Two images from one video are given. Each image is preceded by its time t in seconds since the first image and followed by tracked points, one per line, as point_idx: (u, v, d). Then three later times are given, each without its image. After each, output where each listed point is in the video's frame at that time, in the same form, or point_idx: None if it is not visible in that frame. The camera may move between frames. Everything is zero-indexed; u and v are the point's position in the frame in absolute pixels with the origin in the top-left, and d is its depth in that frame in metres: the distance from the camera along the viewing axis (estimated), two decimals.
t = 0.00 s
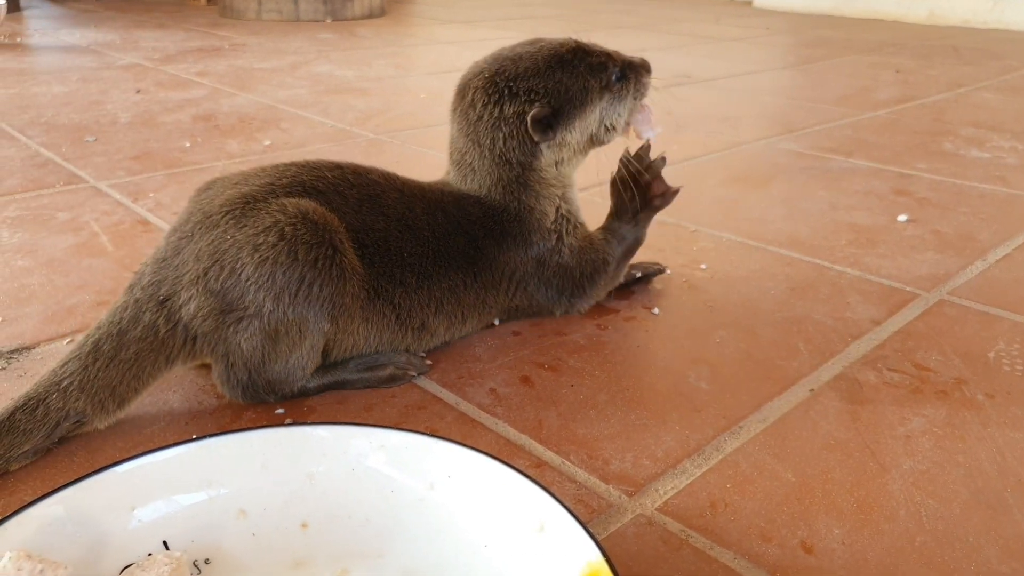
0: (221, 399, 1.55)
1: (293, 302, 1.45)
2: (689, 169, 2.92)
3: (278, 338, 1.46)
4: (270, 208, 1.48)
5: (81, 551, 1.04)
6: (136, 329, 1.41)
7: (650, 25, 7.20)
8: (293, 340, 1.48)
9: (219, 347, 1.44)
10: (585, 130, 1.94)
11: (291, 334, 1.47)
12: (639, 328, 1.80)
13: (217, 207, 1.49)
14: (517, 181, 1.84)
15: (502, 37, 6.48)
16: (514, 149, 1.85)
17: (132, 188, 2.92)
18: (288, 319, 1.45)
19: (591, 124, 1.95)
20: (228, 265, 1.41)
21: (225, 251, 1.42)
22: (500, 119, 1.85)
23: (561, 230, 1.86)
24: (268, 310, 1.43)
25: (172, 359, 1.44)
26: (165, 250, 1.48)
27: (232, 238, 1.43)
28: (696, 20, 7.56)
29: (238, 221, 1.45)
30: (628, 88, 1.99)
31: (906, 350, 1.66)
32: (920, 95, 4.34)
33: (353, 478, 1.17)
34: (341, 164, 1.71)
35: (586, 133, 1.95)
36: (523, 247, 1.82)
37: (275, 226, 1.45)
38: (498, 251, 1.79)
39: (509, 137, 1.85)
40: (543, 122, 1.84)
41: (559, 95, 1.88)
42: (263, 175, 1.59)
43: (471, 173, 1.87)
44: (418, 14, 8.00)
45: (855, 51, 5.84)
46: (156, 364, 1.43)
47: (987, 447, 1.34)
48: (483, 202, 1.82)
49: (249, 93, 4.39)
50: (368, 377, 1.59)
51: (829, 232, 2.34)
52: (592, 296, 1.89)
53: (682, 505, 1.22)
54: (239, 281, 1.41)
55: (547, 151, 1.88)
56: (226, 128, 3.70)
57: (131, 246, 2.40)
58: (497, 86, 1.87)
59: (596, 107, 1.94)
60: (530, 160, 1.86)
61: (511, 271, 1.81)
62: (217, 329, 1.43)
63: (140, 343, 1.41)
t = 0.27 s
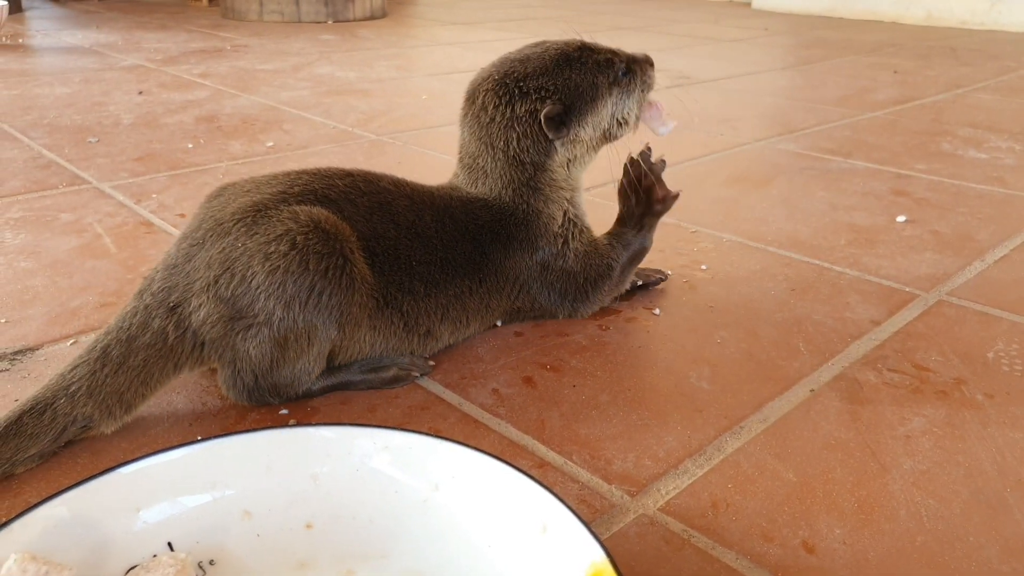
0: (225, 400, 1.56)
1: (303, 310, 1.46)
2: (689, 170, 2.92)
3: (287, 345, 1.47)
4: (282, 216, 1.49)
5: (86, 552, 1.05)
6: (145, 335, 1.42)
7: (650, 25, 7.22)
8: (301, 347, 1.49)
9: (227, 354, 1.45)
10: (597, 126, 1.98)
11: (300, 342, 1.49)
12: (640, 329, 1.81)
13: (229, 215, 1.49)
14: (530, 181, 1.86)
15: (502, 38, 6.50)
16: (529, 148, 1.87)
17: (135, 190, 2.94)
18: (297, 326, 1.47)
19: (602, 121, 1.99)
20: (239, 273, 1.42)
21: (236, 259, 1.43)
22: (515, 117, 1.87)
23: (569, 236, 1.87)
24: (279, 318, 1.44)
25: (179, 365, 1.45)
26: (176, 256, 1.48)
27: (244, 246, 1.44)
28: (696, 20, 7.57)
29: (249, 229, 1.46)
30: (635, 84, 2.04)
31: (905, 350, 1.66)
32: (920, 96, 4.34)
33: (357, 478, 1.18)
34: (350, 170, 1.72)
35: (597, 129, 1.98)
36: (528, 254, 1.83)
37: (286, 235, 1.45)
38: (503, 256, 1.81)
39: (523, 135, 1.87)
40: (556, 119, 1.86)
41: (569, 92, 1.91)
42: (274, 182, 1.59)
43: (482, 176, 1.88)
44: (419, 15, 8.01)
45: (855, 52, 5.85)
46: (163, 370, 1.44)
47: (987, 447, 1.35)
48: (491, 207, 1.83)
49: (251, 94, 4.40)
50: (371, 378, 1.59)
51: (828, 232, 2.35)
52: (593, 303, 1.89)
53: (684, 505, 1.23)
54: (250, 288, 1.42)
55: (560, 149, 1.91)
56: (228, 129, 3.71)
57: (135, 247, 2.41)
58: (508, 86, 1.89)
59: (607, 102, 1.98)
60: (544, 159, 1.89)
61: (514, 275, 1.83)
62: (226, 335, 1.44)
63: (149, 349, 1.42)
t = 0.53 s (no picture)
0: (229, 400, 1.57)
1: (308, 305, 1.47)
2: (690, 170, 2.93)
3: (293, 340, 1.48)
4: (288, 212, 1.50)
5: (92, 552, 1.05)
6: (153, 332, 1.42)
7: (651, 25, 7.23)
8: (306, 343, 1.50)
9: (233, 350, 1.46)
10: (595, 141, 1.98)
11: (305, 337, 1.49)
12: (642, 329, 1.81)
13: (236, 212, 1.50)
14: (527, 166, 1.86)
15: (503, 38, 6.50)
16: (529, 129, 1.88)
17: (137, 190, 2.94)
18: (303, 322, 1.47)
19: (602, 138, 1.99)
20: (246, 268, 1.43)
21: (244, 255, 1.44)
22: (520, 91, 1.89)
23: (564, 229, 1.87)
24: (285, 312, 1.45)
25: (188, 362, 1.45)
26: (183, 254, 1.49)
27: (251, 243, 1.44)
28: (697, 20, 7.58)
29: (256, 226, 1.47)
30: (643, 119, 2.05)
31: (907, 351, 1.67)
32: (920, 96, 4.35)
33: (361, 478, 1.18)
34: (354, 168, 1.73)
35: (595, 142, 1.98)
36: (532, 251, 1.84)
37: (292, 231, 1.46)
38: (505, 252, 1.81)
39: (527, 112, 1.88)
40: (562, 106, 1.89)
41: (579, 94, 1.94)
42: (279, 180, 1.60)
43: (480, 161, 1.88)
44: (420, 15, 8.01)
45: (855, 51, 5.85)
46: (172, 368, 1.44)
47: (989, 448, 1.35)
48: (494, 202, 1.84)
49: (253, 94, 4.41)
50: (374, 378, 1.60)
51: (830, 232, 2.35)
52: (595, 303, 1.89)
53: (687, 504, 1.23)
54: (256, 284, 1.43)
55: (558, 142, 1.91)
56: (230, 129, 3.71)
57: (137, 247, 2.42)
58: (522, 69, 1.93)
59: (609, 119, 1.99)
60: (542, 144, 1.89)
61: (516, 271, 1.83)
62: (232, 331, 1.44)
63: (158, 346, 1.42)
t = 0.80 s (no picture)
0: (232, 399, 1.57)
1: (321, 311, 1.45)
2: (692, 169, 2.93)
3: (303, 345, 1.47)
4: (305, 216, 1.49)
5: (98, 549, 1.06)
6: (165, 333, 1.42)
7: (651, 25, 7.23)
8: (317, 348, 1.48)
9: (244, 352, 1.45)
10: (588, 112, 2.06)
11: (316, 342, 1.48)
12: (645, 327, 1.82)
13: (252, 214, 1.50)
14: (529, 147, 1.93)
15: (504, 37, 6.51)
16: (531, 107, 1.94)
17: (139, 189, 2.95)
18: (315, 327, 1.46)
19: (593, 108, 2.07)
20: (261, 272, 1.42)
21: (259, 258, 1.43)
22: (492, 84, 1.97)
23: (558, 216, 1.91)
24: (297, 317, 1.43)
25: (197, 363, 1.44)
26: (198, 253, 1.49)
27: (267, 247, 1.44)
28: (698, 20, 7.58)
29: (272, 229, 1.46)
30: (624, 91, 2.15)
31: (909, 348, 1.67)
32: (921, 95, 4.35)
33: (366, 475, 1.19)
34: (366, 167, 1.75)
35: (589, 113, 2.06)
36: (535, 248, 1.87)
37: (308, 236, 1.45)
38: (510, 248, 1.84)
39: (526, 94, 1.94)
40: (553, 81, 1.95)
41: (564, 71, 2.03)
42: (296, 181, 1.60)
43: (484, 151, 1.95)
44: (420, 14, 8.02)
45: (855, 50, 5.85)
46: (183, 369, 1.43)
47: (991, 445, 1.35)
48: (500, 194, 1.88)
49: (254, 94, 4.41)
50: (377, 377, 1.60)
51: (831, 231, 2.36)
52: (594, 296, 1.91)
53: (690, 502, 1.23)
54: (271, 288, 1.41)
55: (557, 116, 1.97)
56: (232, 129, 3.72)
57: (139, 247, 2.42)
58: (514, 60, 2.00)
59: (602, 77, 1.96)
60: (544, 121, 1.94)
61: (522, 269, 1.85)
62: (243, 333, 1.43)
63: (169, 346, 1.41)
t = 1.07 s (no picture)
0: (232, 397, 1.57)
1: (338, 310, 1.47)
2: (693, 167, 2.93)
3: (317, 343, 1.47)
4: (326, 215, 1.52)
5: (98, 547, 1.06)
6: (179, 323, 1.41)
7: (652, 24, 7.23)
8: (329, 346, 1.49)
9: (257, 347, 1.45)
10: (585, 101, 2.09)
11: (330, 341, 1.49)
12: (645, 325, 1.82)
13: (273, 211, 1.51)
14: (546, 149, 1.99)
15: (504, 36, 6.50)
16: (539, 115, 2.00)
17: (139, 187, 2.95)
18: (331, 325, 1.47)
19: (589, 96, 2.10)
20: (282, 267, 1.44)
21: (280, 254, 1.45)
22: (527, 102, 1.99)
23: (564, 214, 1.91)
24: (313, 314, 1.45)
25: (210, 356, 1.43)
26: (216, 246, 1.49)
27: (287, 243, 1.46)
28: (697, 19, 7.58)
29: (294, 226, 1.48)
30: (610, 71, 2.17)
31: (910, 346, 1.67)
32: (921, 94, 4.35)
33: (367, 473, 1.19)
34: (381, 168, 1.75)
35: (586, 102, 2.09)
36: (547, 256, 1.87)
37: (328, 235, 1.48)
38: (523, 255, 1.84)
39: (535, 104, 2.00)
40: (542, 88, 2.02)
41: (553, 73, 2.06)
42: (316, 180, 1.61)
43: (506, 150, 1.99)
44: (420, 13, 8.02)
45: (855, 49, 5.85)
46: (197, 362, 1.42)
47: (992, 443, 1.35)
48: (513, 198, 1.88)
49: (254, 93, 4.41)
50: (378, 376, 1.60)
51: (832, 229, 2.36)
52: (590, 304, 1.88)
53: (691, 499, 1.23)
54: (290, 283, 1.43)
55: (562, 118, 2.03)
56: (232, 127, 3.72)
57: (139, 245, 2.42)
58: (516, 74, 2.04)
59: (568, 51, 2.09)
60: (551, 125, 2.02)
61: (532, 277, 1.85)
62: (257, 327, 1.44)
63: (183, 337, 1.41)
